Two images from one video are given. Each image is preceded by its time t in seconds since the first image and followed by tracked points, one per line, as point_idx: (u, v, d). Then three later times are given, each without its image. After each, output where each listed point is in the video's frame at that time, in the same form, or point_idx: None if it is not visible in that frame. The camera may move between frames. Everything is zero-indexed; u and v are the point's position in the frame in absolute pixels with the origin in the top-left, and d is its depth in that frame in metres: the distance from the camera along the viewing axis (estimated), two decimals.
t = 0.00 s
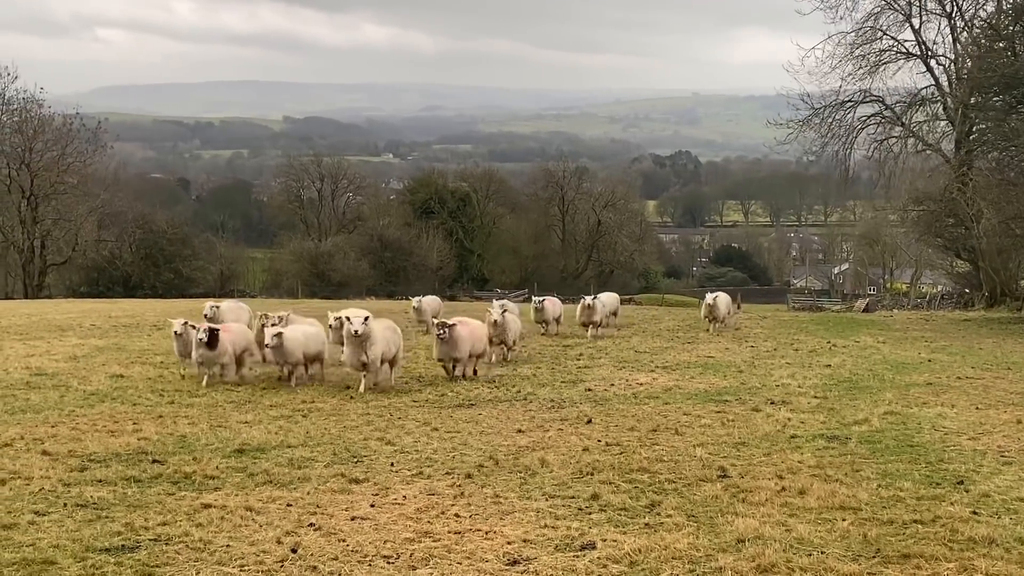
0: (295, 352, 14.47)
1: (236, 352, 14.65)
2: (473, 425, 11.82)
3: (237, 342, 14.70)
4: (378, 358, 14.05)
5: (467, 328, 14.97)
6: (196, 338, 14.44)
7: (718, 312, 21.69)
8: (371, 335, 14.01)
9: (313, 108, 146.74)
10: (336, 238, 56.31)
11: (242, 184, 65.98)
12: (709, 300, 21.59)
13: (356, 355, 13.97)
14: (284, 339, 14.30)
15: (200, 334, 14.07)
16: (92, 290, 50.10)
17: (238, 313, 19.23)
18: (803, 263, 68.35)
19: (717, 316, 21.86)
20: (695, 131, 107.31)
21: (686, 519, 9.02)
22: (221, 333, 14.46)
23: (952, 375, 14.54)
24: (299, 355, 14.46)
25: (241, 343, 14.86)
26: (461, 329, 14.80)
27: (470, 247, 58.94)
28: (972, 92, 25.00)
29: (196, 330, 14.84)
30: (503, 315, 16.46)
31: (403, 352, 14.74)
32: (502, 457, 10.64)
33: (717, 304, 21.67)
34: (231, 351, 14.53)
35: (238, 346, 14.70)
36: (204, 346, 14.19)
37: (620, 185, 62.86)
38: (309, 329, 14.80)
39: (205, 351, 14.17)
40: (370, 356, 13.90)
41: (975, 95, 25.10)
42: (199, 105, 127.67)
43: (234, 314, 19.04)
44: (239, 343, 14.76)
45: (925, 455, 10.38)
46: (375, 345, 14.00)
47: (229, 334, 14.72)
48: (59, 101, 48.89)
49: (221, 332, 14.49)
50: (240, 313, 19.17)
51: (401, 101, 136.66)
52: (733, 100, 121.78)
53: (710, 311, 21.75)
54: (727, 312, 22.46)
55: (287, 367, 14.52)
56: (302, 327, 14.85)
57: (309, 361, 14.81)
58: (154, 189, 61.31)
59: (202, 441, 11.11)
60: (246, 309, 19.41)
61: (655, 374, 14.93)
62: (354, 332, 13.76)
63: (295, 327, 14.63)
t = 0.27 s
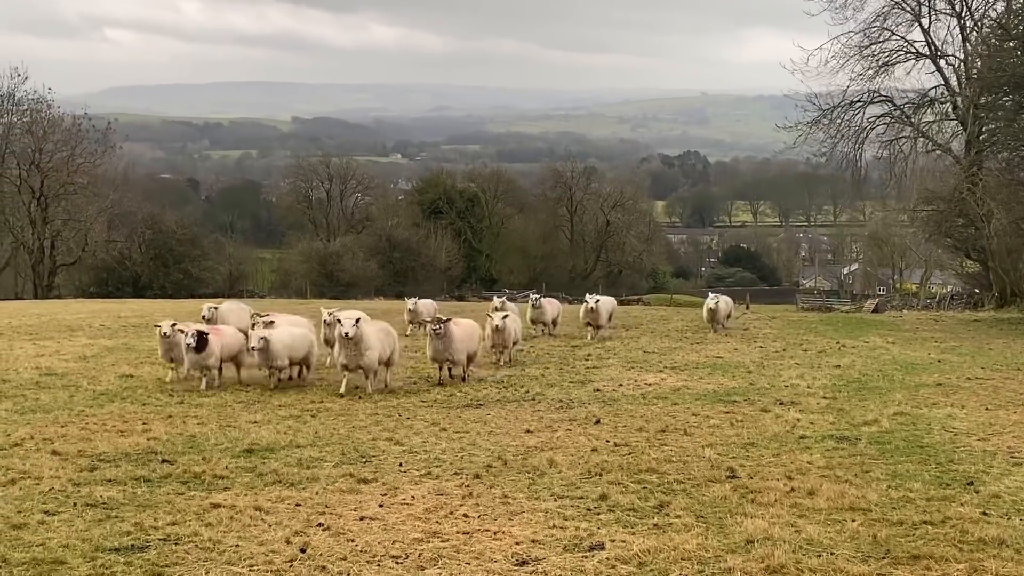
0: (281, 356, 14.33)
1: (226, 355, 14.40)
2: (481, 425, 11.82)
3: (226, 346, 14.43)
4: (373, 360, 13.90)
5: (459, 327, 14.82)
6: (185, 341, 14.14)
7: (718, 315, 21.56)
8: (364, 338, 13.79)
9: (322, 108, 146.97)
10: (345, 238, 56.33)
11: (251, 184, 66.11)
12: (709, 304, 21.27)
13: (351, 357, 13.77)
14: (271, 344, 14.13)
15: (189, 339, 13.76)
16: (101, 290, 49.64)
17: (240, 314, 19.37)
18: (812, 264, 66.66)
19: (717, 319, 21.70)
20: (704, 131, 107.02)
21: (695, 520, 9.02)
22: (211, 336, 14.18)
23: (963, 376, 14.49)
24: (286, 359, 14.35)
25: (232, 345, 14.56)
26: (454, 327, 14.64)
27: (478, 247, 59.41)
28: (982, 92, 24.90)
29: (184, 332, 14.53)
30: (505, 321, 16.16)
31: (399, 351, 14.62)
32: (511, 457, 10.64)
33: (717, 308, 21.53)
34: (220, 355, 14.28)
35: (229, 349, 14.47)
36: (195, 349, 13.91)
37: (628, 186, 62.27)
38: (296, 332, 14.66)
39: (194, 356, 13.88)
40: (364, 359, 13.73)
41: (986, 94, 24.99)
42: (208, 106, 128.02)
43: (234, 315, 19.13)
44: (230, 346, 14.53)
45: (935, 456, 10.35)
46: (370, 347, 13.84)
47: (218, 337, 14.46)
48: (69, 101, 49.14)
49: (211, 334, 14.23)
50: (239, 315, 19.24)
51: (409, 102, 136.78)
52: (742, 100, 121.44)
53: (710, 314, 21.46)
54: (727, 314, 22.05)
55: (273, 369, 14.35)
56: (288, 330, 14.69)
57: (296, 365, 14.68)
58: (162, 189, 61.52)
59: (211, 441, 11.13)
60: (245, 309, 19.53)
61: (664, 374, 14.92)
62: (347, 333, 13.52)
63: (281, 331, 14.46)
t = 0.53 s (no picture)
0: (270, 359, 14.05)
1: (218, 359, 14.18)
2: (490, 427, 11.84)
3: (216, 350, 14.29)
4: (364, 365, 13.85)
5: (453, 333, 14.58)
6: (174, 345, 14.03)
7: (722, 318, 21.08)
8: (355, 343, 13.78)
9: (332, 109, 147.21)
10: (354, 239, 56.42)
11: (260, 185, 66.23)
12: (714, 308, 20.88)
13: (341, 363, 13.76)
14: (258, 347, 13.91)
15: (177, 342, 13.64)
16: (111, 292, 49.49)
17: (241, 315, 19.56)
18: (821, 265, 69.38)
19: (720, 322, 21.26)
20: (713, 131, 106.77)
21: (704, 522, 9.01)
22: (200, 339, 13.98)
23: (973, 378, 14.47)
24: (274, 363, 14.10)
25: (224, 349, 14.42)
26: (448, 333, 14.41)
27: (487, 249, 59.75)
28: (993, 93, 24.78)
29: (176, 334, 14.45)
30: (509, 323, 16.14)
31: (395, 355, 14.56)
32: (520, 460, 10.65)
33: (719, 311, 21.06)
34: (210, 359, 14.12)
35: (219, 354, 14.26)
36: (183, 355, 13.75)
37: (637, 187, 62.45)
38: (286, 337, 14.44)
39: (183, 359, 13.77)
40: (354, 364, 13.70)
41: (997, 96, 24.89)
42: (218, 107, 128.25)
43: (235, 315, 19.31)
44: (220, 349, 14.36)
45: (945, 458, 10.33)
46: (361, 352, 13.78)
47: (208, 341, 14.27)
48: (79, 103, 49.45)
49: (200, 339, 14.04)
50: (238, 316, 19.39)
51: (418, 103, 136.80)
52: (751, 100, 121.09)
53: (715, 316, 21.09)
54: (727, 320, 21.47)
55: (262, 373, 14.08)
56: (278, 334, 14.48)
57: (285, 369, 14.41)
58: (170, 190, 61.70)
59: (220, 443, 11.16)
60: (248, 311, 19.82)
61: (673, 377, 14.92)
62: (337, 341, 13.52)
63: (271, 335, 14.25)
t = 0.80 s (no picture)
0: (256, 362, 13.92)
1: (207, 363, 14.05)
2: (499, 430, 11.85)
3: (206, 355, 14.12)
4: (360, 369, 13.59)
5: (449, 335, 14.42)
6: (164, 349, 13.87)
7: (722, 319, 21.00)
8: (351, 346, 13.47)
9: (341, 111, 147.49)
10: (363, 242, 56.47)
11: (270, 187, 66.39)
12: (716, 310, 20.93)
13: (337, 367, 13.46)
14: (243, 350, 13.73)
15: (164, 346, 13.47)
16: (121, 294, 49.68)
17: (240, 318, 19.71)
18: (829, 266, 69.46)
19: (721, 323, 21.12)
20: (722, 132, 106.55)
21: (713, 526, 9.01)
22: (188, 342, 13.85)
23: (983, 381, 14.45)
24: (260, 366, 13.93)
25: (215, 352, 14.28)
26: (444, 335, 14.22)
27: (496, 252, 60.09)
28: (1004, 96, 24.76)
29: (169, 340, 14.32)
30: (514, 326, 15.78)
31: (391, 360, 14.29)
32: (529, 462, 10.66)
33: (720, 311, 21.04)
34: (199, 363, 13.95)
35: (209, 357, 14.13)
36: (171, 358, 13.62)
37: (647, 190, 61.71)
38: (273, 339, 14.27)
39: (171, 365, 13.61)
40: (350, 367, 13.41)
41: (1007, 99, 24.88)
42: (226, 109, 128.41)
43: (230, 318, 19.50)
44: (211, 354, 14.18)
45: (955, 462, 10.31)
46: (357, 356, 13.50)
47: (198, 345, 14.15)
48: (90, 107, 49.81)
49: (189, 341, 13.90)
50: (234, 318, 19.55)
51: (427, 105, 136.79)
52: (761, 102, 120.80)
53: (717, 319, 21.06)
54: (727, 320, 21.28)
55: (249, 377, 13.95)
56: (264, 337, 14.30)
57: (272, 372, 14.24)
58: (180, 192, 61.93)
59: (230, 445, 11.18)
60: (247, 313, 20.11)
61: (683, 379, 14.90)
62: (332, 344, 13.23)
63: (257, 338, 14.08)
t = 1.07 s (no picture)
0: (242, 369, 13.73)
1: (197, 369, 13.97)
2: (509, 433, 11.86)
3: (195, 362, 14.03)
4: (351, 373, 13.36)
5: (443, 340, 14.18)
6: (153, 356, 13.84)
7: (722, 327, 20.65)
8: (341, 350, 13.27)
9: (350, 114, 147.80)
10: (373, 245, 56.48)
11: (279, 190, 66.44)
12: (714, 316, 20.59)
13: (326, 371, 13.28)
14: (228, 357, 13.58)
15: (150, 353, 13.43)
16: (132, 298, 50.28)
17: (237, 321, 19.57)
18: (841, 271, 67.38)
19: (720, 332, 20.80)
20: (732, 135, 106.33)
21: (724, 529, 9.00)
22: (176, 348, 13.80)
23: (995, 385, 14.43)
24: (247, 373, 13.74)
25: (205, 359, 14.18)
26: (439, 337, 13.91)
27: (507, 255, 59.79)
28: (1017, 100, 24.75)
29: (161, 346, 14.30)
30: (518, 333, 15.74)
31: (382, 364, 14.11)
32: (539, 466, 10.66)
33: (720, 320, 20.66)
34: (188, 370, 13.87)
35: (199, 362, 14.04)
36: (159, 364, 13.60)
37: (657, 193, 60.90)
38: (261, 345, 14.08)
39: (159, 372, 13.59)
40: (340, 371, 13.20)
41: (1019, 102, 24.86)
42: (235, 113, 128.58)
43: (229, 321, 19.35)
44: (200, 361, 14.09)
45: (966, 466, 10.30)
46: (347, 360, 13.30)
47: (189, 351, 14.09)
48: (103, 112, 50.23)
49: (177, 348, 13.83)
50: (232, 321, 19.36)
51: (436, 108, 136.90)
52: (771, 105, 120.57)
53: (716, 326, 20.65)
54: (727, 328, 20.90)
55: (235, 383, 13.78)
56: (253, 343, 14.12)
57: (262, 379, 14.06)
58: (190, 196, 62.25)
59: (240, 448, 11.20)
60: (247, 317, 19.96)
61: (693, 383, 14.91)
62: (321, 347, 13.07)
63: (245, 344, 13.91)
